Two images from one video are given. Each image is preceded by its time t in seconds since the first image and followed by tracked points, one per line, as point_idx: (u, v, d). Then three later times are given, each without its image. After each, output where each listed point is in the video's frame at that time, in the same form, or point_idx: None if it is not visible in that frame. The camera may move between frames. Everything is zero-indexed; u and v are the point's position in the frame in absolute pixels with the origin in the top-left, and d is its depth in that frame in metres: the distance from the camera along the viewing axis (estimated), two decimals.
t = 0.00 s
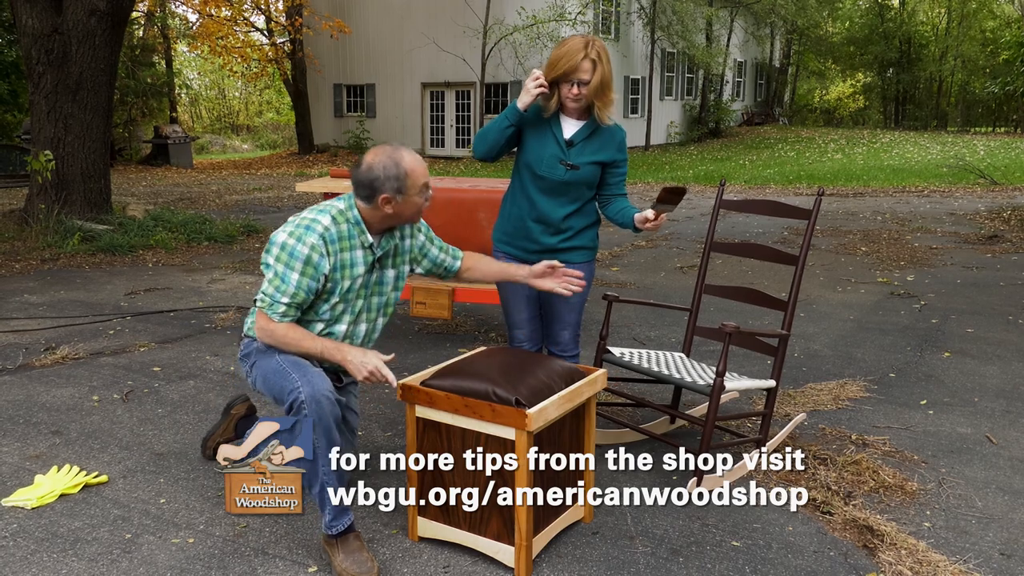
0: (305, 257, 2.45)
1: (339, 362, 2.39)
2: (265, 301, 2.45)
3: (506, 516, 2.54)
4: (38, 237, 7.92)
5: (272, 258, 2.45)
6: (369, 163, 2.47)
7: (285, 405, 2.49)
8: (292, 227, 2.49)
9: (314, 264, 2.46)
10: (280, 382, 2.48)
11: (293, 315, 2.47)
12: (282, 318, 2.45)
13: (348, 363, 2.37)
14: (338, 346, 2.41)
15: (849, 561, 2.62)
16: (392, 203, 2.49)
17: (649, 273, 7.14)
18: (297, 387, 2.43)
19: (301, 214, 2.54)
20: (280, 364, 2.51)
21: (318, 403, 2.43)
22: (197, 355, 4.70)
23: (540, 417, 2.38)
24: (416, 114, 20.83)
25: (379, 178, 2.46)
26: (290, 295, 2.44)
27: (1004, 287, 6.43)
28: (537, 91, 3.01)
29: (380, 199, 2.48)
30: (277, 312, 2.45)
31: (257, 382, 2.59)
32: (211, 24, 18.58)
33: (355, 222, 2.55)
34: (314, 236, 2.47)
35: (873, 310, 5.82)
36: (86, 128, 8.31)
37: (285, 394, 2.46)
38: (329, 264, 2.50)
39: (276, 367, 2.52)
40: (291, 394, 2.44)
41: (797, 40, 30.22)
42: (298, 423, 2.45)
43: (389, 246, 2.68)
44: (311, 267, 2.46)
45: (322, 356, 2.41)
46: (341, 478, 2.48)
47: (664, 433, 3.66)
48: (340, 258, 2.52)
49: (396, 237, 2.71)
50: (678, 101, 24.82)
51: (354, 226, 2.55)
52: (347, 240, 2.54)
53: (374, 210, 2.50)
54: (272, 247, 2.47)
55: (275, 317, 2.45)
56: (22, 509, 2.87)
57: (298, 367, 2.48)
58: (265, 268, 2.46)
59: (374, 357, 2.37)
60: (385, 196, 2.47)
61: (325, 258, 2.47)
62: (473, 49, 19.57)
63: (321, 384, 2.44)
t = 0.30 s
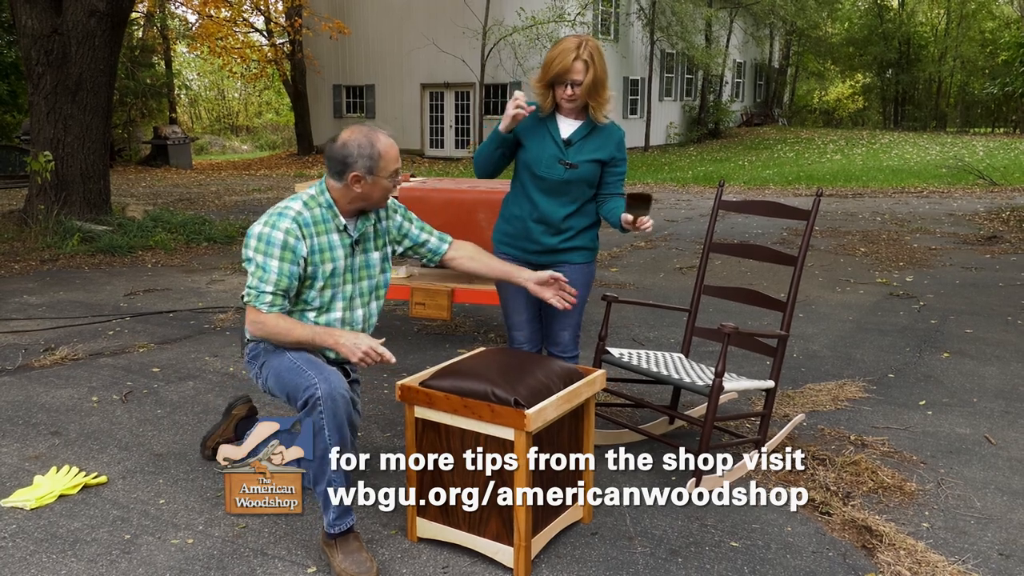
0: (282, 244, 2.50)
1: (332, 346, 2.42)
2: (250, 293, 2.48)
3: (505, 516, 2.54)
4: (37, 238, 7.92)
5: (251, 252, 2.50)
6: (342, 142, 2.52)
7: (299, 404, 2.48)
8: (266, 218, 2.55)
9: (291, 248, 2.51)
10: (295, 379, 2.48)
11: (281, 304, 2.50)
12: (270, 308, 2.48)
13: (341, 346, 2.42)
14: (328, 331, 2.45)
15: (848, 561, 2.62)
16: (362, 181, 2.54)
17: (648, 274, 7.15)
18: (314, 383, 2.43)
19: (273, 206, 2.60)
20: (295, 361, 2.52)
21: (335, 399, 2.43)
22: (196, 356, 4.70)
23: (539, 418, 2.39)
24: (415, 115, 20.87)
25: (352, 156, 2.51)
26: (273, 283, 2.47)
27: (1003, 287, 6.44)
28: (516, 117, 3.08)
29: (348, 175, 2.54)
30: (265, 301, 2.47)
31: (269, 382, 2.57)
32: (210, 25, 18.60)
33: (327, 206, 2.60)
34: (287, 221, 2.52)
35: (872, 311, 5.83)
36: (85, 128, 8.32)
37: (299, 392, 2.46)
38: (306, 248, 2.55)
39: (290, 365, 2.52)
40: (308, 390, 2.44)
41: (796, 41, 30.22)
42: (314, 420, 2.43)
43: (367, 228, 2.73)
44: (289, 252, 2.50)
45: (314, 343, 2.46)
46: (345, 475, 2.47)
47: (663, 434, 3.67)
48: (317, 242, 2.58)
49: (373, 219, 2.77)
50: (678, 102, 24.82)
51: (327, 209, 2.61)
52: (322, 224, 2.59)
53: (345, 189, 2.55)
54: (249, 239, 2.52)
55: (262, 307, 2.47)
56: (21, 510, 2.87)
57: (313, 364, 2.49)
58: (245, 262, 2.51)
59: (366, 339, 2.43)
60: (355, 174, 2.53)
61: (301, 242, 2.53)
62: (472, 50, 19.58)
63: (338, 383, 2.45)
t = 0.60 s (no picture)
0: (281, 237, 2.50)
1: (334, 337, 2.41)
2: (251, 287, 2.45)
3: (504, 516, 2.54)
4: (35, 239, 7.92)
5: (250, 247, 2.48)
6: (326, 135, 2.59)
7: (305, 402, 2.47)
8: (263, 214, 2.55)
9: (290, 242, 2.51)
10: (301, 377, 2.47)
11: (281, 297, 2.48)
12: (271, 302, 2.45)
13: (343, 337, 2.41)
14: (329, 324, 2.45)
15: (846, 562, 2.62)
16: (349, 170, 2.58)
17: (647, 275, 7.15)
18: (322, 381, 2.43)
19: (269, 204, 2.60)
20: (301, 360, 2.51)
21: (342, 396, 2.44)
22: (195, 356, 4.70)
23: (537, 419, 2.38)
24: (413, 116, 20.88)
25: (335, 147, 2.58)
26: (273, 277, 2.45)
27: (1001, 288, 6.44)
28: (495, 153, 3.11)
29: (337, 165, 2.58)
30: (266, 295, 2.44)
31: (271, 380, 2.55)
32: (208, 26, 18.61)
33: (324, 201, 2.62)
34: (285, 216, 2.53)
35: (870, 312, 5.83)
36: (84, 129, 8.31)
37: (305, 390, 2.45)
38: (304, 242, 2.55)
39: (295, 363, 2.51)
40: (316, 387, 2.44)
41: (794, 42, 30.24)
42: (322, 418, 2.42)
43: (361, 224, 2.75)
44: (288, 246, 2.50)
45: (315, 336, 2.43)
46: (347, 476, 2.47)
47: (661, 435, 3.67)
48: (315, 236, 2.58)
49: (368, 215, 2.79)
50: (676, 103, 24.83)
51: (324, 204, 2.62)
52: (319, 219, 2.60)
53: (335, 180, 2.59)
54: (248, 235, 2.50)
55: (263, 302, 2.44)
56: (18, 511, 2.86)
57: (319, 363, 2.50)
58: (244, 258, 2.49)
59: (369, 330, 2.43)
60: (341, 163, 2.57)
61: (299, 235, 2.53)
62: (470, 50, 19.59)
63: (345, 381, 2.45)
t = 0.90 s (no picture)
0: (280, 235, 2.52)
1: (311, 343, 2.41)
2: (243, 278, 2.48)
3: (500, 516, 2.54)
4: (32, 241, 7.90)
5: (252, 240, 2.52)
6: (340, 140, 2.60)
7: (290, 399, 2.49)
8: (271, 210, 2.58)
9: (288, 240, 2.53)
10: (285, 375, 2.49)
11: (270, 293, 2.50)
12: (259, 295, 2.48)
13: (320, 343, 2.40)
14: (308, 325, 2.45)
15: (844, 564, 2.63)
16: (362, 175, 2.58)
17: (645, 277, 7.17)
18: (306, 379, 2.45)
19: (278, 200, 2.63)
20: (286, 358, 2.53)
21: (327, 395, 2.45)
22: (193, 359, 4.70)
23: (536, 421, 2.38)
24: (412, 118, 20.89)
25: (349, 152, 2.59)
26: (265, 272, 2.48)
27: (999, 289, 6.46)
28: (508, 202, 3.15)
29: (351, 170, 2.58)
30: (256, 288, 2.47)
31: (257, 378, 2.59)
32: (207, 28, 18.62)
33: (332, 205, 2.63)
34: (290, 215, 2.56)
35: (868, 313, 5.84)
36: (82, 131, 8.30)
37: (290, 387, 2.47)
38: (305, 242, 2.57)
39: (281, 362, 2.54)
40: (300, 385, 2.46)
41: (792, 44, 30.29)
42: (306, 417, 2.45)
43: (371, 228, 2.74)
44: (286, 244, 2.52)
45: (295, 337, 2.44)
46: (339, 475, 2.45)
47: (660, 436, 3.68)
48: (318, 238, 2.60)
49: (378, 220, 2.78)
50: (674, 105, 24.84)
51: (333, 208, 2.63)
52: (326, 222, 2.61)
53: (347, 185, 2.59)
54: (251, 229, 2.54)
55: (252, 294, 2.47)
56: (16, 513, 2.86)
57: (304, 362, 2.51)
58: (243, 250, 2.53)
59: (347, 338, 2.42)
60: (354, 168, 2.58)
61: (299, 235, 2.55)
62: (468, 52, 19.63)
63: (330, 380, 2.46)
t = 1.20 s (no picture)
0: (273, 238, 2.54)
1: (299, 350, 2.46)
2: (235, 281, 2.51)
3: (499, 518, 2.54)
4: (31, 244, 7.89)
5: (245, 242, 2.55)
6: (337, 144, 2.61)
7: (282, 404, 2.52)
8: (265, 213, 2.61)
9: (280, 244, 2.55)
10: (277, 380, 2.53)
11: (261, 295, 2.52)
12: (251, 298, 2.51)
13: (308, 351, 2.45)
14: (296, 333, 2.49)
15: (843, 565, 2.63)
16: (357, 180, 2.59)
17: (644, 278, 7.17)
18: (296, 387, 2.50)
19: (274, 204, 2.66)
20: (279, 364, 2.58)
21: (317, 400, 2.49)
22: (192, 361, 4.70)
23: (535, 422, 2.39)
24: (411, 120, 20.91)
25: (345, 157, 2.60)
26: (256, 275, 2.50)
27: (998, 291, 6.46)
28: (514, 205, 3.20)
29: (346, 175, 2.59)
30: (247, 290, 2.50)
31: (252, 382, 2.63)
32: (206, 30, 18.63)
33: (327, 208, 2.64)
34: (283, 218, 2.58)
35: (867, 315, 5.84)
36: (81, 133, 8.31)
37: (283, 392, 2.52)
38: (297, 246, 2.58)
39: (274, 368, 2.58)
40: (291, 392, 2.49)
41: (791, 46, 30.32)
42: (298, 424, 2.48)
43: (366, 234, 2.75)
44: (278, 248, 2.54)
45: (283, 343, 2.48)
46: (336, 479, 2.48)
47: (659, 438, 3.68)
48: (311, 242, 2.61)
49: (374, 225, 2.79)
50: (673, 106, 24.85)
51: (327, 212, 2.64)
52: (320, 225, 2.62)
53: (342, 189, 2.60)
54: (244, 231, 2.57)
55: (244, 297, 2.50)
56: (15, 515, 2.86)
57: (296, 368, 2.55)
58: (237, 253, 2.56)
59: (333, 347, 2.46)
60: (349, 173, 2.59)
61: (292, 238, 2.56)
62: (467, 54, 19.67)
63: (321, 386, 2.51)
